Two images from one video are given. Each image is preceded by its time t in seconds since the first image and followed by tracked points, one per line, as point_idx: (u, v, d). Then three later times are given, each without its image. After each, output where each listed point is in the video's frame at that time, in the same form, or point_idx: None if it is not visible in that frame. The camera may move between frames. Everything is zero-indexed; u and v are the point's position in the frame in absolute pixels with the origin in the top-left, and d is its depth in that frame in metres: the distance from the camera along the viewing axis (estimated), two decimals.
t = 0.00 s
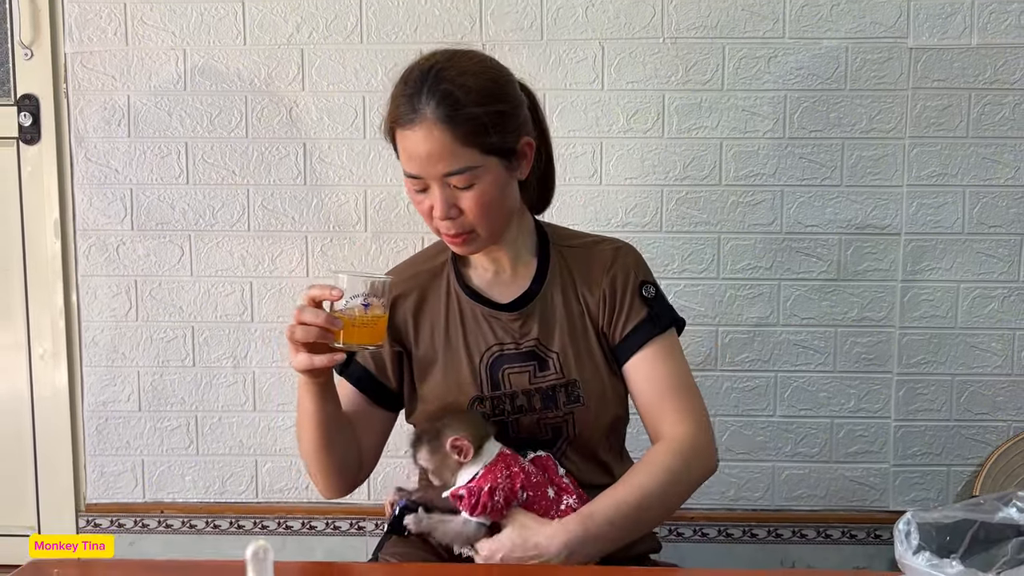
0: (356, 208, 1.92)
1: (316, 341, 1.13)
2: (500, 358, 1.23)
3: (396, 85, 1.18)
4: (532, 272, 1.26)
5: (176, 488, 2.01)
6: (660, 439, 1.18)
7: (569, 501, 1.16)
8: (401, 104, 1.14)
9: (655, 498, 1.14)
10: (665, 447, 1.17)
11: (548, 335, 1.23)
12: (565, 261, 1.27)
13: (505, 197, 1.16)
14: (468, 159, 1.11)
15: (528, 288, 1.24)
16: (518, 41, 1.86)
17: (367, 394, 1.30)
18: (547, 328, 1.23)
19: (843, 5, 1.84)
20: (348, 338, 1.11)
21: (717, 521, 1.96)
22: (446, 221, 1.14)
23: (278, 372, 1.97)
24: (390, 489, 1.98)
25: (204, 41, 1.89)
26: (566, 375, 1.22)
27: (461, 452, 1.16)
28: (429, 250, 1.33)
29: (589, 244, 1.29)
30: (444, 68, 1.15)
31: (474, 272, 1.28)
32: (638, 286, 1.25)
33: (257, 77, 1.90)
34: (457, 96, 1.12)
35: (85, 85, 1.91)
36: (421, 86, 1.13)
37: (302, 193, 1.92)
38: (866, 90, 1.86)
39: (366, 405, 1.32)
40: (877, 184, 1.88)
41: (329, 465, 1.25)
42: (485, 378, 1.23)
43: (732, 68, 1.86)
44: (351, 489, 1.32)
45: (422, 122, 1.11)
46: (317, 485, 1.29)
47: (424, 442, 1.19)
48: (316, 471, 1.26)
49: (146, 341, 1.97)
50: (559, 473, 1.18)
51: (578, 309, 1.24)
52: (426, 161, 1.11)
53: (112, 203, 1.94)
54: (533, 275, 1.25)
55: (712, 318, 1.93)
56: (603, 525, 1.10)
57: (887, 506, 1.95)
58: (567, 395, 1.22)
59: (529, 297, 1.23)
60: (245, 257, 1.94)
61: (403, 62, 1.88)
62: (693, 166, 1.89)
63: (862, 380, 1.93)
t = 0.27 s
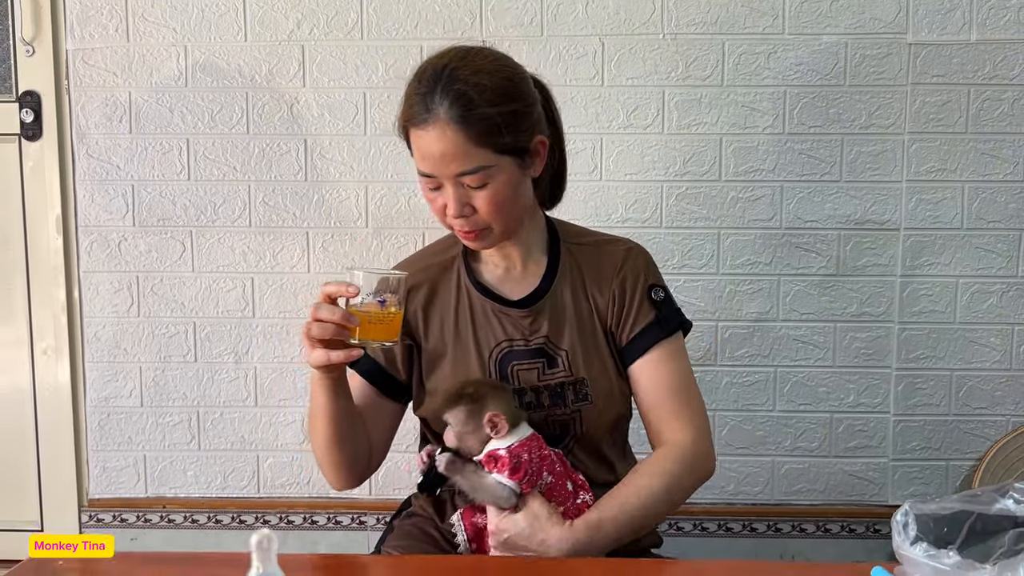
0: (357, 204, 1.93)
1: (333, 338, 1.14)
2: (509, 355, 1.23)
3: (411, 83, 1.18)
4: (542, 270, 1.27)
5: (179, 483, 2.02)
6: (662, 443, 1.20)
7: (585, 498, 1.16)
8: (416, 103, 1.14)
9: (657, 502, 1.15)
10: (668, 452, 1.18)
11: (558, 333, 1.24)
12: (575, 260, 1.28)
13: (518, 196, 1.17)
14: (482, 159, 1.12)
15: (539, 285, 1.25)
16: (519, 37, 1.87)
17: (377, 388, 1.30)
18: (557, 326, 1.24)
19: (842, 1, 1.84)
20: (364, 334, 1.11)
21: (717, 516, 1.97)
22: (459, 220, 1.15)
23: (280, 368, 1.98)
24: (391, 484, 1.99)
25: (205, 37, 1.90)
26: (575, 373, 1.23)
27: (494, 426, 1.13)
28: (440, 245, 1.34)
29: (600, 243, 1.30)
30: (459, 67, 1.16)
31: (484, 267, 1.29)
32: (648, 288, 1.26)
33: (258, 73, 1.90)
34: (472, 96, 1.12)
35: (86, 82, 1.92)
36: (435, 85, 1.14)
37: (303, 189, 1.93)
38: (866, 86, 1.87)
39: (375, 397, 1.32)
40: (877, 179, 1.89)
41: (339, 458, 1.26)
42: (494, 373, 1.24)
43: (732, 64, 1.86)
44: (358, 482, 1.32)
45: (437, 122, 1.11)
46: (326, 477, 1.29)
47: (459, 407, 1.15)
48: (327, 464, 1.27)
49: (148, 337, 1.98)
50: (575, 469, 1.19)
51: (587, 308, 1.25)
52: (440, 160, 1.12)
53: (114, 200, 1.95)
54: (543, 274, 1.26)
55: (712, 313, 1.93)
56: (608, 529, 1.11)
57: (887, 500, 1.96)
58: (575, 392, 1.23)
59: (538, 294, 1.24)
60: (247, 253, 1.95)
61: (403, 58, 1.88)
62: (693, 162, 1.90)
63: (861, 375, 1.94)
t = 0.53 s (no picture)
0: (357, 201, 1.94)
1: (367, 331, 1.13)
2: (519, 353, 1.24)
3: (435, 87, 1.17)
4: (553, 269, 1.28)
5: (180, 479, 2.02)
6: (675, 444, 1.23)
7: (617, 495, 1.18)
8: (444, 107, 1.13)
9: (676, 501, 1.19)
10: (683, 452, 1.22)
11: (569, 332, 1.24)
12: (586, 259, 1.29)
13: (543, 200, 1.18)
14: (513, 163, 1.11)
15: (550, 285, 1.26)
16: (519, 34, 1.87)
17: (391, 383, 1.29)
18: (568, 325, 1.25)
19: None
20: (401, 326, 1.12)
21: (717, 511, 1.98)
22: (488, 224, 1.14)
23: (281, 364, 1.98)
24: (391, 480, 2.00)
25: (205, 34, 1.90)
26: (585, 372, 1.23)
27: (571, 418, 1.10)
28: (450, 240, 1.34)
29: (611, 243, 1.31)
30: (486, 71, 1.15)
31: (494, 264, 1.29)
32: (659, 291, 1.28)
33: (259, 70, 1.90)
34: (503, 100, 1.12)
35: (87, 79, 1.92)
36: (464, 89, 1.13)
37: (304, 185, 1.94)
38: (865, 82, 1.87)
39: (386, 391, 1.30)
40: (876, 176, 1.89)
41: (350, 453, 1.25)
42: (503, 371, 1.24)
43: (732, 61, 1.87)
44: (365, 476, 1.32)
45: (468, 127, 1.10)
46: (333, 471, 1.29)
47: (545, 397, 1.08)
48: (337, 458, 1.26)
49: (150, 334, 1.99)
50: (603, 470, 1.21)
51: (599, 308, 1.27)
52: (472, 165, 1.10)
53: (115, 196, 1.95)
54: (553, 274, 1.27)
55: (712, 309, 1.94)
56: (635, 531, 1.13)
57: (886, 496, 1.97)
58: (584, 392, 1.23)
59: (549, 294, 1.25)
60: (248, 250, 1.96)
61: (403, 55, 1.88)
62: (693, 158, 1.90)
63: (861, 371, 1.94)
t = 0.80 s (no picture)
0: (357, 201, 1.94)
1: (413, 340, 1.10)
2: (526, 357, 1.24)
3: (456, 98, 1.15)
4: (555, 274, 1.28)
5: (181, 478, 2.03)
6: (694, 430, 1.26)
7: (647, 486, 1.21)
8: (476, 121, 1.11)
9: (704, 488, 1.22)
10: (703, 438, 1.25)
11: (575, 335, 1.25)
12: (591, 261, 1.30)
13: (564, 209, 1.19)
14: (545, 177, 1.12)
15: (552, 291, 1.26)
16: (519, 34, 1.88)
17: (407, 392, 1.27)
18: (574, 329, 1.26)
19: None
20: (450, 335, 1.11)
21: (716, 510, 1.98)
22: (516, 237, 1.14)
23: (282, 363, 1.99)
24: (391, 478, 2.00)
25: (206, 35, 1.90)
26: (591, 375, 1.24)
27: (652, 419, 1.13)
28: (449, 242, 1.32)
29: (614, 244, 1.33)
30: (512, 83, 1.14)
31: (496, 268, 1.29)
32: (665, 290, 1.31)
33: (259, 70, 1.91)
34: (537, 114, 1.12)
35: (88, 79, 1.92)
36: (496, 103, 1.11)
37: (304, 185, 1.94)
38: (864, 82, 1.87)
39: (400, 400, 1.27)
40: (874, 175, 1.90)
41: (367, 462, 1.25)
42: (510, 375, 1.24)
43: (731, 61, 1.87)
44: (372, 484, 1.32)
45: (506, 142, 1.10)
46: (344, 478, 1.28)
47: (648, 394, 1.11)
48: (352, 467, 1.26)
49: (151, 333, 1.99)
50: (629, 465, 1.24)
51: (605, 308, 1.28)
52: (505, 182, 1.10)
53: (116, 196, 1.96)
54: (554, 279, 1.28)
55: (711, 308, 1.95)
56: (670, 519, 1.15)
57: (884, 494, 1.97)
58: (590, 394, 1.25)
59: (553, 300, 1.25)
60: (248, 250, 1.96)
61: (403, 55, 1.89)
62: (692, 158, 1.91)
63: (859, 370, 1.95)
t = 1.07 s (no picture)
0: (357, 202, 1.95)
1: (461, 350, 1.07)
2: (531, 362, 1.24)
3: (489, 114, 1.12)
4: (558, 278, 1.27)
5: (182, 478, 2.04)
6: (698, 414, 1.29)
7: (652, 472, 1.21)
8: (518, 138, 1.08)
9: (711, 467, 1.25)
10: (708, 421, 1.29)
11: (580, 340, 1.26)
12: (590, 262, 1.31)
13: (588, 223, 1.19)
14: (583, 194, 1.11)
15: (556, 295, 1.26)
16: (518, 36, 1.89)
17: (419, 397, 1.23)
18: (579, 333, 1.26)
19: None
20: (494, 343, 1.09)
21: (714, 509, 2.00)
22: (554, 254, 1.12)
23: (282, 364, 2.00)
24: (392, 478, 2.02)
25: (207, 37, 1.91)
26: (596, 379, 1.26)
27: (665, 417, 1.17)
28: (448, 245, 1.30)
29: (613, 245, 1.35)
30: (548, 99, 1.12)
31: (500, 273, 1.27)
32: (663, 289, 1.33)
33: (259, 72, 1.92)
34: (577, 133, 1.10)
35: (90, 81, 1.93)
36: (538, 120, 1.09)
37: (305, 187, 1.95)
38: (861, 83, 1.88)
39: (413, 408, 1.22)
40: (872, 176, 1.91)
41: (387, 471, 1.20)
42: (516, 381, 1.24)
43: (729, 63, 1.88)
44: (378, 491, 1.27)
45: (551, 160, 1.07)
46: (355, 487, 1.22)
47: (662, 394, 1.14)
48: (369, 476, 1.20)
49: (152, 334, 2.00)
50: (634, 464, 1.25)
51: (607, 310, 1.30)
52: (552, 200, 1.08)
53: (118, 198, 1.97)
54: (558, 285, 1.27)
55: (710, 309, 1.96)
56: (679, 495, 1.18)
57: (882, 493, 1.98)
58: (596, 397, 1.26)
59: (558, 304, 1.26)
60: (249, 251, 1.97)
61: (403, 57, 1.90)
62: (691, 159, 1.92)
63: (857, 370, 1.96)
